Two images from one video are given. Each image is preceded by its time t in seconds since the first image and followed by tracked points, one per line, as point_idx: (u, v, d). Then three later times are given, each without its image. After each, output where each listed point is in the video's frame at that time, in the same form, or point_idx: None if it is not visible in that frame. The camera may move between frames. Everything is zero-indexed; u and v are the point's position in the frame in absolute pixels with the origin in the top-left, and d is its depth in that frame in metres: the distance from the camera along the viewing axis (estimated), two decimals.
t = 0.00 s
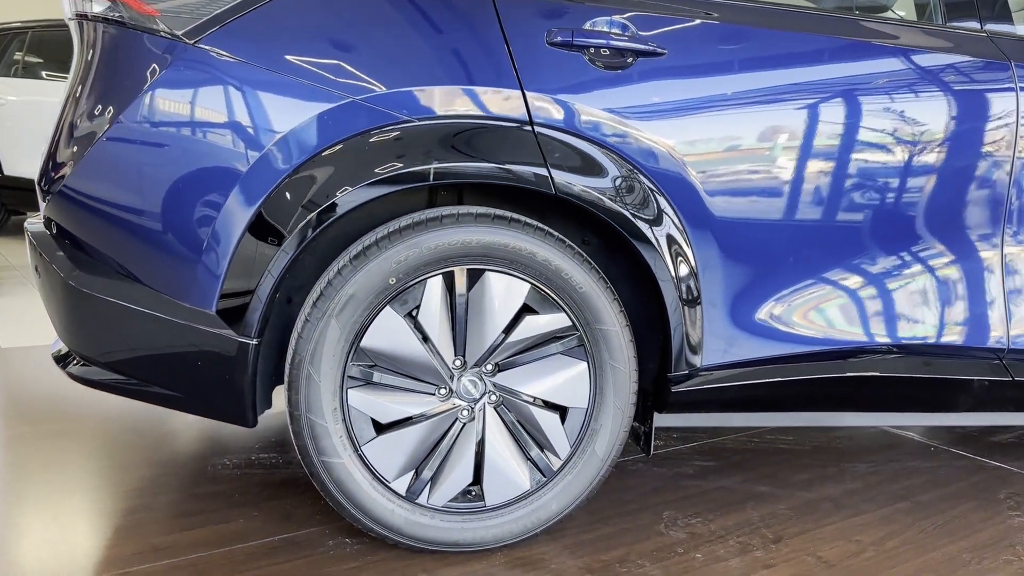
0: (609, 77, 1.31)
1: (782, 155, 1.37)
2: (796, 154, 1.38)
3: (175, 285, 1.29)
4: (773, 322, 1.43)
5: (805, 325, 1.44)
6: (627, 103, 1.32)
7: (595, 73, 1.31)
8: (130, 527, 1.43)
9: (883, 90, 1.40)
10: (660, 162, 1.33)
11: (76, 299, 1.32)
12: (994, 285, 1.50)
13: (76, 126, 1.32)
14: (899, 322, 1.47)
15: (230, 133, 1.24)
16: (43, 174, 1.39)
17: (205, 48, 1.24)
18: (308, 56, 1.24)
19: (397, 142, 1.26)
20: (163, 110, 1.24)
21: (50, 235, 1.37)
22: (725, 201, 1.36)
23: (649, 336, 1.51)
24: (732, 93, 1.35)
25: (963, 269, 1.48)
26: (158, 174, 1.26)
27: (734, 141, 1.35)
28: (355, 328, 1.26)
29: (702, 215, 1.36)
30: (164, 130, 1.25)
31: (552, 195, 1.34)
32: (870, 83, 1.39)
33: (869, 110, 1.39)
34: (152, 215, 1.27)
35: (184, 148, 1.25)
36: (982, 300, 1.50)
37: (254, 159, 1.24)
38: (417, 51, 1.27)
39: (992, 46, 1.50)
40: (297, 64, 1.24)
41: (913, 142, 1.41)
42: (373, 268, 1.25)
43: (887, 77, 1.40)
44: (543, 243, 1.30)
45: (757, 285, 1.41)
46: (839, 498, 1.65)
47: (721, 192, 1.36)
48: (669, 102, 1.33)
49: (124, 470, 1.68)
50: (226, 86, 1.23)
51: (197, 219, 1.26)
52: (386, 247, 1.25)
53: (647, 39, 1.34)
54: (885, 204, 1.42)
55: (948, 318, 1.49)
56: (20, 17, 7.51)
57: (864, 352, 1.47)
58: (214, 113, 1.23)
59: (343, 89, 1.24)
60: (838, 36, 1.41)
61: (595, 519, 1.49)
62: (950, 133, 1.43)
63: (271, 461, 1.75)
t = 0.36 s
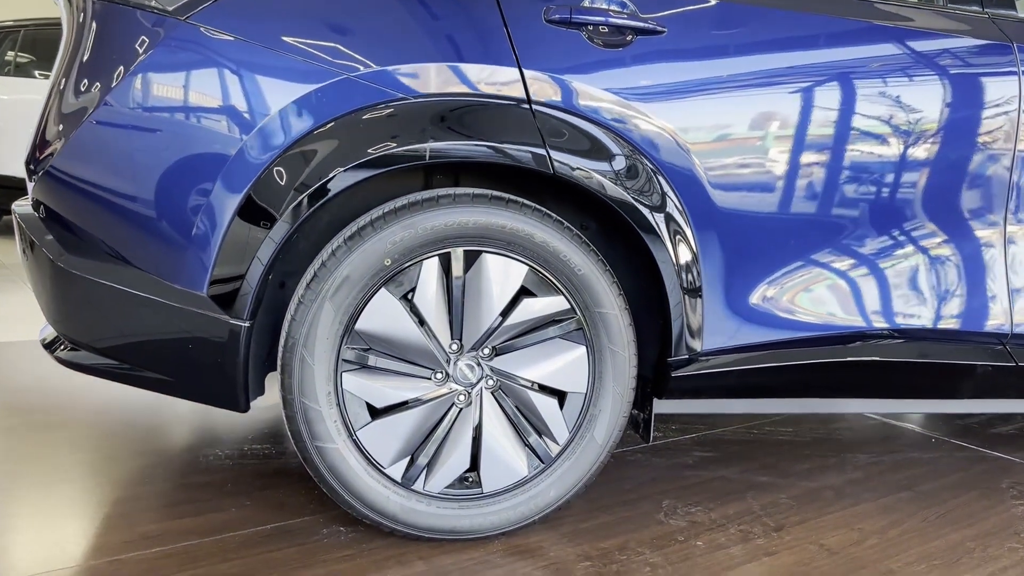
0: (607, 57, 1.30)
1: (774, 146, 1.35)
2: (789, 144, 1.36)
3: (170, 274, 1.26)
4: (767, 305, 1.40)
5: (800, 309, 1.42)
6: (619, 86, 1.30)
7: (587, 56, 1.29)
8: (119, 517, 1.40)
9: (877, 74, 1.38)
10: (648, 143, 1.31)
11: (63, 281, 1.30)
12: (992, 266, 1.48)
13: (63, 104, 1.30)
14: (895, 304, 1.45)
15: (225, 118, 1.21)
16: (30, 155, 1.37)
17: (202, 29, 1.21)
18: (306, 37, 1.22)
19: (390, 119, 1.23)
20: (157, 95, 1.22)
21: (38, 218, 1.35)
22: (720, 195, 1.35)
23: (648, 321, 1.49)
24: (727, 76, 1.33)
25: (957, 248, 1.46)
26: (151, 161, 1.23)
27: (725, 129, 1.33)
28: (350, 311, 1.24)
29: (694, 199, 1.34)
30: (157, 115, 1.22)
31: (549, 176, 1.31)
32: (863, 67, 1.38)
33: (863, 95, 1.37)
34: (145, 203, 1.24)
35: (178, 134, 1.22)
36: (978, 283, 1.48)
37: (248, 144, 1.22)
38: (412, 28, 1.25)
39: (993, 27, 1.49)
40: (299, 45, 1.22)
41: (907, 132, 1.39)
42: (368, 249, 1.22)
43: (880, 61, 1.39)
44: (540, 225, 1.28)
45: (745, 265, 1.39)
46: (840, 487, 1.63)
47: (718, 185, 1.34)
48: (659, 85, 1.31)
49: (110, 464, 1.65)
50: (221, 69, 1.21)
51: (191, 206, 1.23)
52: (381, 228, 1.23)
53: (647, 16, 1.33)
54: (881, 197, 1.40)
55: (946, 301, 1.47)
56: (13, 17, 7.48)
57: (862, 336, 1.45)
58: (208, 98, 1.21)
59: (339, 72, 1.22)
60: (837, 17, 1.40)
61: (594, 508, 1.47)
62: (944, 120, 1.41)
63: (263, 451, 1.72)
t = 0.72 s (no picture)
0: (594, 49, 1.29)
1: (763, 144, 1.35)
2: (777, 142, 1.35)
3: (156, 271, 1.24)
4: (753, 296, 1.40)
5: (785, 298, 1.41)
6: (607, 78, 1.29)
7: (575, 48, 1.28)
8: (101, 514, 1.38)
9: (865, 67, 1.38)
10: (631, 132, 1.30)
11: (44, 273, 1.28)
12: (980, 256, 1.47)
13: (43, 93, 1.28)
14: (884, 296, 1.44)
15: (212, 112, 1.20)
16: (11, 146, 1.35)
17: (186, 19, 1.20)
18: (296, 28, 1.21)
19: (375, 108, 1.22)
20: (143, 89, 1.20)
21: (19, 211, 1.32)
22: (711, 194, 1.34)
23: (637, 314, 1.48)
24: (716, 67, 1.33)
25: (944, 237, 1.45)
26: (136, 156, 1.21)
27: (713, 125, 1.32)
28: (335, 303, 1.22)
29: (683, 192, 1.33)
30: (143, 109, 1.20)
31: (537, 166, 1.30)
32: (852, 59, 1.37)
33: (853, 88, 1.37)
34: (131, 199, 1.22)
35: (164, 129, 1.20)
36: (968, 277, 1.47)
37: (235, 139, 1.20)
38: (398, 18, 1.24)
39: (982, 19, 1.48)
40: (286, 36, 1.20)
41: (895, 129, 1.39)
42: (354, 240, 1.21)
43: (870, 53, 1.38)
44: (528, 216, 1.26)
45: (730, 255, 1.38)
46: (831, 483, 1.62)
47: (708, 183, 1.34)
48: (648, 77, 1.30)
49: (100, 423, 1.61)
50: (209, 62, 1.20)
51: (178, 202, 1.22)
52: (366, 219, 1.22)
53: (635, 6, 1.32)
54: (870, 194, 1.40)
55: (934, 296, 1.46)
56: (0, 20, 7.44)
57: (852, 330, 1.45)
58: (195, 91, 1.20)
59: (326, 63, 1.21)
60: (826, 8, 1.39)
61: (584, 504, 1.45)
62: (933, 115, 1.40)
63: (249, 449, 1.70)
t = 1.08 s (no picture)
0: (581, 43, 1.29)
1: (749, 145, 1.35)
2: (763, 141, 1.35)
3: (140, 268, 1.23)
4: (734, 289, 1.39)
5: (767, 291, 1.41)
6: (595, 72, 1.28)
7: (562, 43, 1.28)
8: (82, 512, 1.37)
9: (851, 63, 1.38)
10: (614, 124, 1.29)
11: (22, 268, 1.25)
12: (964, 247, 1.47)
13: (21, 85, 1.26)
14: (869, 291, 1.44)
15: (197, 109, 1.19)
16: None
17: (169, 12, 1.19)
18: (284, 24, 1.20)
19: (359, 99, 1.21)
20: (127, 85, 1.19)
21: None
22: (699, 194, 1.34)
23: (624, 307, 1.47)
24: (702, 62, 1.32)
25: (928, 228, 1.44)
26: (120, 152, 1.20)
27: (699, 124, 1.32)
28: (320, 297, 1.21)
29: (670, 187, 1.33)
30: (127, 105, 1.19)
31: (523, 158, 1.29)
32: (838, 54, 1.38)
33: (839, 83, 1.37)
34: (115, 197, 1.21)
35: (148, 126, 1.19)
36: (953, 274, 1.47)
37: (221, 135, 1.19)
38: (383, 11, 1.23)
39: (967, 14, 1.48)
40: (274, 31, 1.19)
41: (880, 129, 1.39)
42: (339, 234, 1.20)
43: (856, 49, 1.38)
44: (515, 209, 1.26)
45: (715, 249, 1.37)
46: (819, 479, 1.61)
47: (697, 183, 1.34)
48: (636, 72, 1.30)
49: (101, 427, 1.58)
50: (194, 58, 1.18)
51: (162, 198, 1.20)
52: (352, 212, 1.20)
53: None
54: (857, 194, 1.40)
55: (919, 293, 1.46)
56: None
57: (838, 324, 1.45)
58: (180, 88, 1.18)
59: (310, 55, 1.20)
60: (811, 4, 1.39)
61: (571, 500, 1.44)
62: (918, 113, 1.40)
63: (234, 448, 1.69)
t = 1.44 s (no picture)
0: (566, 36, 1.29)
1: (735, 146, 1.36)
2: (748, 142, 1.36)
3: (126, 263, 1.23)
4: (713, 280, 1.40)
5: (746, 279, 1.41)
6: (581, 65, 1.29)
7: (548, 36, 1.29)
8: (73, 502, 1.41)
9: (835, 57, 1.39)
10: (603, 119, 1.30)
11: (8, 259, 1.25)
12: (944, 234, 1.48)
13: None
14: (854, 283, 1.45)
15: (183, 104, 1.18)
16: None
17: (153, 6, 1.19)
18: (271, 18, 1.20)
19: (343, 89, 1.21)
20: (112, 81, 1.18)
21: None
22: (689, 193, 1.36)
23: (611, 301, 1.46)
24: (687, 56, 1.33)
25: (907, 215, 1.45)
26: (105, 148, 1.19)
27: (684, 122, 1.33)
28: (304, 287, 1.24)
29: (656, 179, 1.34)
30: (112, 101, 1.18)
31: (508, 148, 1.29)
32: (822, 49, 1.39)
33: (822, 78, 1.38)
34: (101, 192, 1.20)
35: (134, 121, 1.18)
36: (936, 271, 1.49)
37: (206, 130, 1.19)
38: (368, 4, 1.23)
39: (946, 8, 1.50)
40: (261, 24, 1.19)
41: (863, 129, 1.40)
42: (324, 225, 1.22)
43: (839, 44, 1.40)
44: (500, 201, 1.28)
45: (699, 241, 1.38)
46: (804, 471, 1.62)
47: (684, 183, 1.35)
48: (622, 65, 1.31)
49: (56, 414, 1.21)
50: (180, 53, 1.18)
51: (148, 193, 1.20)
52: (336, 203, 1.22)
53: None
54: (841, 185, 1.41)
55: (901, 292, 1.47)
56: None
57: (823, 316, 1.46)
58: (166, 84, 1.18)
59: (295, 46, 1.20)
60: None
61: (557, 493, 1.45)
62: (900, 111, 1.42)
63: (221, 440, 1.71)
